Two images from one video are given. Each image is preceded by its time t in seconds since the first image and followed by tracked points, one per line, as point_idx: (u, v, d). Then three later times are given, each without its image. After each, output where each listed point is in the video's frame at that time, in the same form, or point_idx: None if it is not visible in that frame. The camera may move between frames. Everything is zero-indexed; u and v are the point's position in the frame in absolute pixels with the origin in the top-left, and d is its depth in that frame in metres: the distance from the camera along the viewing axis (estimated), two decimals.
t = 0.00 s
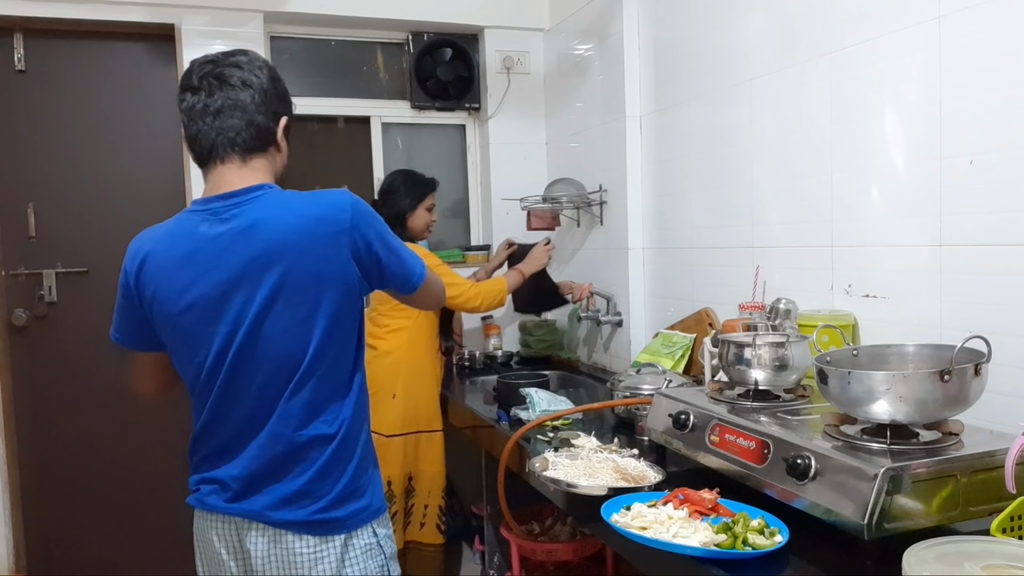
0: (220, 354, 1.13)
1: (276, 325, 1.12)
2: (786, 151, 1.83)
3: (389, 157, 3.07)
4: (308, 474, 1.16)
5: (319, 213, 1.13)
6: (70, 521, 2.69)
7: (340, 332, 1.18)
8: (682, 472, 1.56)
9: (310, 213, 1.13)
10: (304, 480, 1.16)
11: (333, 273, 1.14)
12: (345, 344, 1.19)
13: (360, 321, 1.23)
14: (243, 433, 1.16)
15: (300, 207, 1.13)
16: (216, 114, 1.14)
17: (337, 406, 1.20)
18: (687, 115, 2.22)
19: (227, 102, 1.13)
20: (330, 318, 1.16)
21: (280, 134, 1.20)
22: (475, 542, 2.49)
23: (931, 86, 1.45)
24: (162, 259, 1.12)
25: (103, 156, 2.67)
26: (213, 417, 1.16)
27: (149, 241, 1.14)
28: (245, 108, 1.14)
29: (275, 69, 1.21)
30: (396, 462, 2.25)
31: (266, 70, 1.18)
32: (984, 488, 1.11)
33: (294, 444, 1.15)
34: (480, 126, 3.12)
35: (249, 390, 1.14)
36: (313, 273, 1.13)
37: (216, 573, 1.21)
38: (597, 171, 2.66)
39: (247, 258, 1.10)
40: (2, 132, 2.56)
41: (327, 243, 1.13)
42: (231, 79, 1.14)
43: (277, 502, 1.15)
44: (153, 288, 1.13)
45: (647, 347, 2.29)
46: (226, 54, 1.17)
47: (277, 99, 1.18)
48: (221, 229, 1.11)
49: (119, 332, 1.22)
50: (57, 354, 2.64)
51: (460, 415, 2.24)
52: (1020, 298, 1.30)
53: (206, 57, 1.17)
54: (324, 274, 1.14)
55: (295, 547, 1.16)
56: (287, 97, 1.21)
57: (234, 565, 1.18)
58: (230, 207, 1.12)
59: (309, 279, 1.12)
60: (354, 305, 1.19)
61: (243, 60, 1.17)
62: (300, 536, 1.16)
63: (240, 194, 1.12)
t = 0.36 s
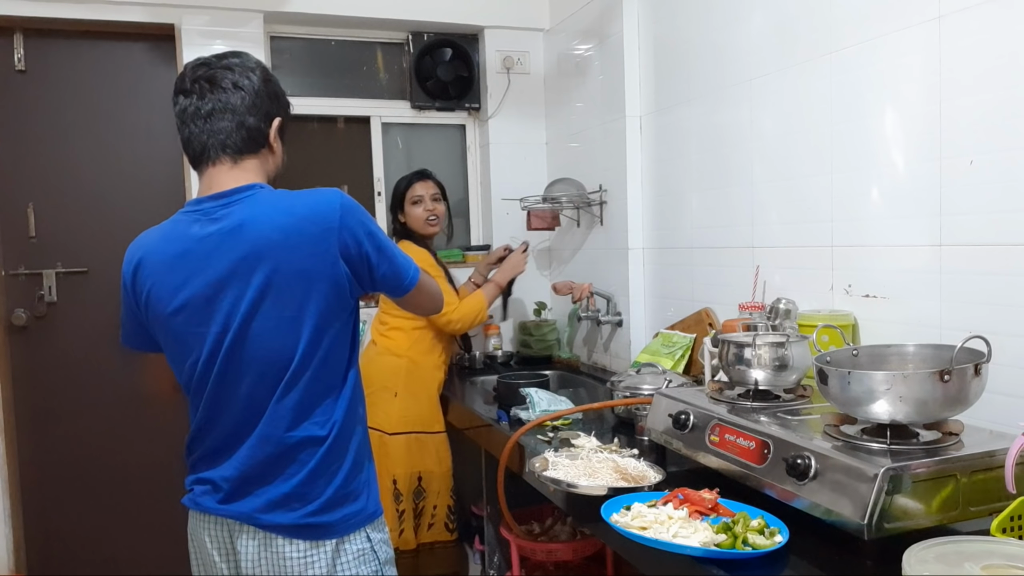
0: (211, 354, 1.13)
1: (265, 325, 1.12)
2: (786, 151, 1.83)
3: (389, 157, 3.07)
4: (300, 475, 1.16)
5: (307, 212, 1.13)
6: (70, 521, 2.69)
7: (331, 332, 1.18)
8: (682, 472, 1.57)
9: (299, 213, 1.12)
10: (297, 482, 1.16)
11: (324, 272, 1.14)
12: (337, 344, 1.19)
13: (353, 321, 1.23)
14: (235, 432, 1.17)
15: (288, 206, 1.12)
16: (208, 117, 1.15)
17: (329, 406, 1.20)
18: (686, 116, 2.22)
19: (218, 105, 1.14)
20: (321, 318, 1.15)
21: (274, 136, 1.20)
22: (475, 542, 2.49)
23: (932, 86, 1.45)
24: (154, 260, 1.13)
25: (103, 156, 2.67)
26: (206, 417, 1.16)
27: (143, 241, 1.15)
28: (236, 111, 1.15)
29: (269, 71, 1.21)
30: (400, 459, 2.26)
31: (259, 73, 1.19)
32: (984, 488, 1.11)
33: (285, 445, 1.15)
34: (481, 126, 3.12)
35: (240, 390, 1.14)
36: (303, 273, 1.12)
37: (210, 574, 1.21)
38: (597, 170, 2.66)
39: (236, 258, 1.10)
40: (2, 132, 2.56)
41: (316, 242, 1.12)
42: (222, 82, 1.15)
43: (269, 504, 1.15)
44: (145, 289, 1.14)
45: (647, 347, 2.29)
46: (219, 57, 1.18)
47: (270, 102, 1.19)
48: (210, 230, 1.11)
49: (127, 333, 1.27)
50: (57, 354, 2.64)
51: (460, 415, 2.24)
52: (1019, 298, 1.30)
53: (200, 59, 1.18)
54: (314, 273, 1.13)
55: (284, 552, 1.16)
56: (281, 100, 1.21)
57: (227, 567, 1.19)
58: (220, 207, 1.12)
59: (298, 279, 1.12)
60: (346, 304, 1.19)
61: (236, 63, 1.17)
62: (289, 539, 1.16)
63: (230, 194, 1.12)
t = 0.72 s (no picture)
0: (210, 354, 1.13)
1: (264, 326, 1.12)
2: (786, 151, 1.83)
3: (389, 157, 3.07)
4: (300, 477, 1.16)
5: (307, 214, 1.12)
6: (69, 521, 2.69)
7: (331, 334, 1.17)
8: (682, 472, 1.57)
9: (298, 214, 1.12)
10: (297, 484, 1.16)
11: (323, 275, 1.13)
12: (336, 346, 1.19)
13: (353, 324, 1.23)
14: (235, 434, 1.16)
15: (288, 208, 1.12)
16: (209, 117, 1.15)
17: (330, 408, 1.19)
18: (686, 115, 2.22)
19: (219, 105, 1.14)
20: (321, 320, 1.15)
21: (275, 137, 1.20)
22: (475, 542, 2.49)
23: (932, 86, 1.45)
24: (156, 260, 1.14)
25: (102, 156, 2.67)
26: (206, 417, 1.17)
27: (146, 241, 1.16)
28: (236, 112, 1.14)
29: (275, 71, 1.20)
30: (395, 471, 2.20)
31: (264, 74, 1.18)
32: (984, 488, 1.11)
33: (285, 447, 1.15)
34: (480, 127, 3.12)
35: (239, 391, 1.14)
36: (302, 275, 1.12)
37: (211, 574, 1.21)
38: (597, 170, 2.66)
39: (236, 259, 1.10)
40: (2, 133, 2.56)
41: (315, 245, 1.12)
42: (224, 82, 1.15)
43: (269, 505, 1.15)
44: (147, 289, 1.14)
45: (647, 347, 2.29)
46: (224, 57, 1.18)
47: (272, 102, 1.18)
48: (211, 230, 1.11)
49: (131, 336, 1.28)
50: (57, 354, 2.64)
51: (460, 416, 2.24)
52: (1019, 298, 1.30)
53: (207, 58, 1.18)
54: (313, 275, 1.13)
55: (285, 553, 1.15)
56: (285, 100, 1.20)
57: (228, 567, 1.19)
58: (221, 207, 1.12)
59: (298, 281, 1.12)
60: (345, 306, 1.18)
61: (241, 63, 1.17)
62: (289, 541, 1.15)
63: (231, 194, 1.13)
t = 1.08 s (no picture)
0: (206, 356, 1.13)
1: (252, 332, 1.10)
2: (786, 151, 1.83)
3: (389, 157, 3.07)
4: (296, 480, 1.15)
5: (296, 221, 1.10)
6: (69, 522, 2.69)
7: (323, 345, 1.14)
8: (682, 472, 1.56)
9: (288, 223, 1.10)
10: (292, 489, 1.15)
11: (308, 284, 1.10)
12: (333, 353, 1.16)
13: (348, 336, 1.18)
14: (232, 436, 1.16)
15: (280, 216, 1.10)
16: (213, 121, 1.14)
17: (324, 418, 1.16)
18: (687, 116, 2.22)
19: (220, 110, 1.13)
20: (311, 329, 1.12)
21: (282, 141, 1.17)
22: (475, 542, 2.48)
23: (932, 86, 1.45)
24: (159, 261, 1.15)
25: (102, 156, 2.67)
26: (206, 418, 1.17)
27: (154, 243, 1.17)
28: (234, 118, 1.12)
29: (283, 69, 1.15)
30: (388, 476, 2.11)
31: (265, 74, 1.13)
32: (984, 488, 1.11)
33: (280, 451, 1.14)
34: (480, 127, 3.12)
35: (231, 394, 1.14)
36: (287, 284, 1.09)
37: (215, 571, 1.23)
38: (597, 170, 2.66)
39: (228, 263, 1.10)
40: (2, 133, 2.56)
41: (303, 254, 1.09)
42: (225, 86, 1.12)
43: (264, 509, 1.14)
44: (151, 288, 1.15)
45: (647, 347, 2.29)
46: (232, 54, 1.14)
47: (273, 105, 1.13)
48: (210, 233, 1.11)
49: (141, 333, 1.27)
50: (57, 354, 2.64)
51: (460, 416, 2.24)
52: (1019, 298, 1.30)
53: (217, 54, 1.15)
54: (301, 283, 1.10)
55: (281, 556, 1.15)
56: (291, 100, 1.15)
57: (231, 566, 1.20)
58: (222, 209, 1.12)
59: (283, 289, 1.09)
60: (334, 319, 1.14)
61: (246, 61, 1.13)
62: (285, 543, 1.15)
63: (232, 198, 1.13)
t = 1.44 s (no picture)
0: (202, 353, 1.13)
1: (235, 333, 1.08)
2: (786, 151, 1.83)
3: (389, 157, 3.06)
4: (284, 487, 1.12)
5: (280, 222, 1.07)
6: (69, 522, 2.69)
7: (307, 350, 1.09)
8: (682, 472, 1.56)
9: (274, 223, 1.07)
10: (277, 495, 1.12)
11: (287, 286, 1.06)
12: (321, 359, 1.11)
13: (338, 345, 1.12)
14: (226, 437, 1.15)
15: (268, 217, 1.08)
16: (228, 118, 1.14)
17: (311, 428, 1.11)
18: (687, 116, 2.22)
19: (235, 106, 1.12)
20: (295, 334, 1.08)
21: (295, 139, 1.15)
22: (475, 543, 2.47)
23: (932, 86, 1.45)
24: (170, 259, 1.17)
25: (102, 156, 2.67)
26: (207, 416, 1.18)
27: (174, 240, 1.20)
28: (245, 115, 1.11)
29: (301, 66, 1.13)
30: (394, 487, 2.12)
31: (279, 71, 1.11)
32: (984, 488, 1.11)
33: (266, 455, 1.11)
34: (481, 127, 3.12)
35: (221, 394, 1.12)
36: (267, 285, 1.06)
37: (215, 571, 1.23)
38: (597, 170, 2.66)
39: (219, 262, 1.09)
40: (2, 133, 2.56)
41: (283, 255, 1.06)
42: (239, 82, 1.12)
43: (250, 513, 1.12)
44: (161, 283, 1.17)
45: (647, 347, 2.29)
46: (251, 49, 1.13)
47: (284, 102, 1.11)
48: (212, 231, 1.12)
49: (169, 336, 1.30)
50: (57, 354, 2.64)
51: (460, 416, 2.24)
52: (1018, 298, 1.31)
53: (238, 50, 1.15)
54: (283, 285, 1.06)
55: (267, 563, 1.12)
56: (303, 96, 1.12)
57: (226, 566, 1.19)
58: (226, 206, 1.13)
59: (263, 290, 1.06)
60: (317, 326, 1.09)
61: (263, 57, 1.12)
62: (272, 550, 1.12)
63: (236, 195, 1.13)
